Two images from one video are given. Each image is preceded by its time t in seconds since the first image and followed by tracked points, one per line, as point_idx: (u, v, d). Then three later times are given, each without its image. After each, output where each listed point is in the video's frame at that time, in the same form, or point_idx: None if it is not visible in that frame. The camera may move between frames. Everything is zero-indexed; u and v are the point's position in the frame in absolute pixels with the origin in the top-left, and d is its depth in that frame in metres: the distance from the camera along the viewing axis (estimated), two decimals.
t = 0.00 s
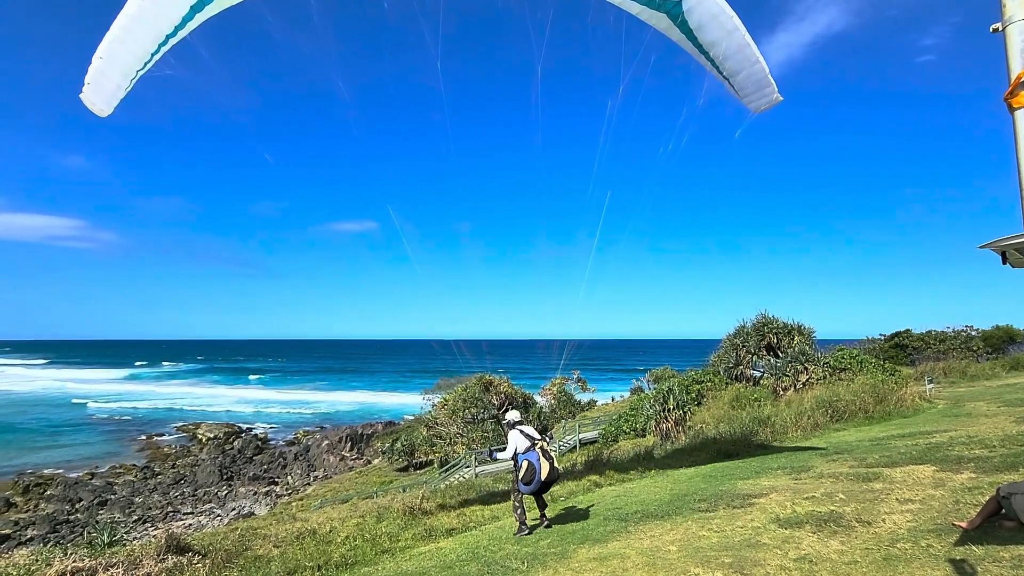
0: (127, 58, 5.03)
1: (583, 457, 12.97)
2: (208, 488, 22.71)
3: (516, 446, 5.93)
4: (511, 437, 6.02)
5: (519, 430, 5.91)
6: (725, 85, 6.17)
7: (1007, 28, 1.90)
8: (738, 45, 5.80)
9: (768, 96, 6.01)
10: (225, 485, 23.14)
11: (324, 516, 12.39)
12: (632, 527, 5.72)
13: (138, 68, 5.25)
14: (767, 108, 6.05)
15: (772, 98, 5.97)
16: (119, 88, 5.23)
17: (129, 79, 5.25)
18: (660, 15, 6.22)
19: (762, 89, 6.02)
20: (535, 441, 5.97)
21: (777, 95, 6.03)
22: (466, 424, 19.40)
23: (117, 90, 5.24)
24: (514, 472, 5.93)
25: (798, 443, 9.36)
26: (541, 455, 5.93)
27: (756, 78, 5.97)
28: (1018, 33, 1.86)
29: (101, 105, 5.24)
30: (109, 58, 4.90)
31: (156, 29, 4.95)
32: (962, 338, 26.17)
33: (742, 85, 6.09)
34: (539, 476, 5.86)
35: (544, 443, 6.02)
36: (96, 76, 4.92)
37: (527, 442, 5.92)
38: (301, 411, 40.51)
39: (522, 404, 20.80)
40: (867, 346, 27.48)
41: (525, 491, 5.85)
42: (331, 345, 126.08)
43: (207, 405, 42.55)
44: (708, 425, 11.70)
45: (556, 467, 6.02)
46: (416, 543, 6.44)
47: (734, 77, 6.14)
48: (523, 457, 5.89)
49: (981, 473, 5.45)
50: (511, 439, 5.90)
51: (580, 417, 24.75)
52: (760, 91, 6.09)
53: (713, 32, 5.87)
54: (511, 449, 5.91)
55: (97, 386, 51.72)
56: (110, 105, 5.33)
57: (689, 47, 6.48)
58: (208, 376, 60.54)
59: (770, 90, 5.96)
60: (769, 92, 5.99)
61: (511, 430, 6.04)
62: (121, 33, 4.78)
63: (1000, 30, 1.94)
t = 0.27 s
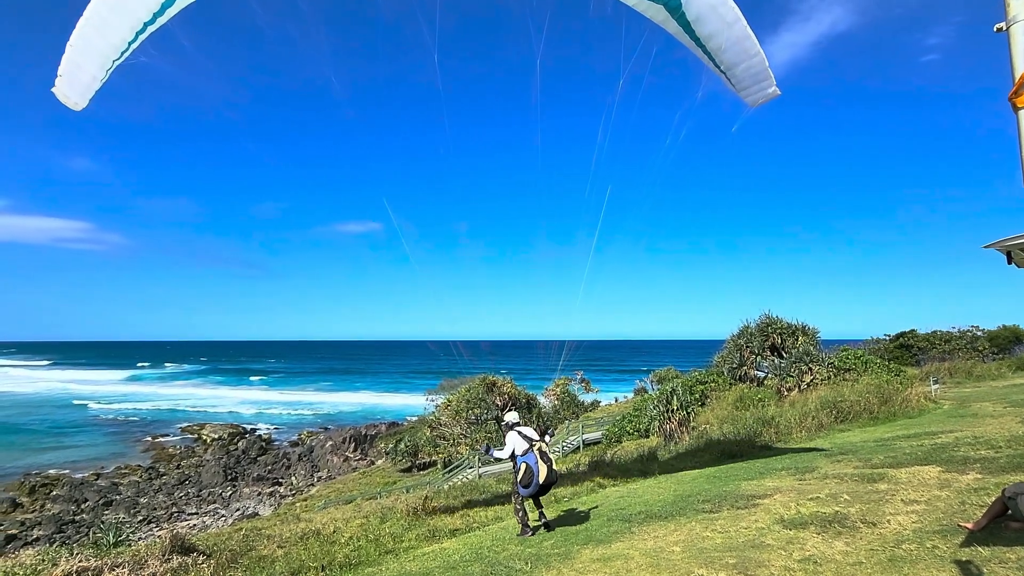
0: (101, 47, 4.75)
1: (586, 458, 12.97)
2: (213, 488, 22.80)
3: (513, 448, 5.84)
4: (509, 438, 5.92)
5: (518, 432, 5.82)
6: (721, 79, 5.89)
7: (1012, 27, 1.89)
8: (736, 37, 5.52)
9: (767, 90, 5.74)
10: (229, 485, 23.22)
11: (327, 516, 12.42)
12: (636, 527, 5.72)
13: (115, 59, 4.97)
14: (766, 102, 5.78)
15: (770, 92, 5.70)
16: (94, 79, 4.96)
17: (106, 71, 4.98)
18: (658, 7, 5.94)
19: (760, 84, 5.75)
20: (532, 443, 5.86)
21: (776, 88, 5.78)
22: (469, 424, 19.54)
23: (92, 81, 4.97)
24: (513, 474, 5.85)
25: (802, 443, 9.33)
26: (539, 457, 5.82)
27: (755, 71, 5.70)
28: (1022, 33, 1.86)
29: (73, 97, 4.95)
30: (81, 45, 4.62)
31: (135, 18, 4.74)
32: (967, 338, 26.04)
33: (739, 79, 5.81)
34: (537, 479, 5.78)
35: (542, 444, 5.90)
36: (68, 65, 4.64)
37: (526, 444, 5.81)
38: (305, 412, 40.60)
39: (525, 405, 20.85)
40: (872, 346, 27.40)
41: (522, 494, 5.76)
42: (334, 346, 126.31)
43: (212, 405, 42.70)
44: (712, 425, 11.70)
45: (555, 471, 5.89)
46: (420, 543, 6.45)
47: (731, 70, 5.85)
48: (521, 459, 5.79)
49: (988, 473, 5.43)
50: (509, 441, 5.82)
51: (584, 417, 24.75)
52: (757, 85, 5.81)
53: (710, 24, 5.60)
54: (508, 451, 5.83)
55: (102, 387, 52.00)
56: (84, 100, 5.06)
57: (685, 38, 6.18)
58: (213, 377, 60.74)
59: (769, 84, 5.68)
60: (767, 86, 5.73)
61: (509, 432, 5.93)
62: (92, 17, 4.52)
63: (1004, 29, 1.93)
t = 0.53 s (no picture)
0: (84, 36, 4.78)
1: (590, 459, 12.95)
2: (218, 489, 22.88)
3: (515, 449, 5.68)
4: (510, 438, 5.75)
5: (520, 433, 5.66)
6: (714, 77, 5.83)
7: (1016, 26, 1.88)
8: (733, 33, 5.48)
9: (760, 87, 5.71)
10: (235, 486, 23.30)
11: (332, 516, 12.43)
12: (640, 528, 5.71)
13: (98, 50, 4.99)
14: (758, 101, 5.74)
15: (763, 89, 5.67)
16: (77, 69, 4.94)
17: (88, 60, 4.96)
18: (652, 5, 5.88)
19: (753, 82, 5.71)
20: (535, 443, 5.72)
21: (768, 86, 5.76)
22: (473, 425, 19.50)
23: (74, 72, 4.96)
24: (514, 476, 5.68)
25: (807, 444, 9.29)
26: (542, 457, 5.69)
27: (749, 69, 5.67)
28: None
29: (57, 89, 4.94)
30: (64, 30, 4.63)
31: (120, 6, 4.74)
32: (974, 338, 25.86)
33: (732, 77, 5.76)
34: (540, 479, 5.66)
35: (544, 444, 5.77)
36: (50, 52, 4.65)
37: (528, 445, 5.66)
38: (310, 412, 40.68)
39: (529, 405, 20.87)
40: (878, 346, 27.27)
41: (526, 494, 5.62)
42: (338, 346, 126.58)
43: (217, 406, 42.84)
44: (717, 426, 11.67)
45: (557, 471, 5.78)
46: (424, 544, 6.45)
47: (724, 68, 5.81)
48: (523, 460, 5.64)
49: (995, 474, 5.39)
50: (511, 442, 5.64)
51: (588, 418, 24.70)
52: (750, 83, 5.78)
53: (706, 20, 5.54)
54: (510, 451, 5.67)
55: (108, 388, 52.28)
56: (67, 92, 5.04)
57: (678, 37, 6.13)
58: (217, 378, 60.92)
59: (762, 81, 5.67)
60: (761, 84, 5.71)
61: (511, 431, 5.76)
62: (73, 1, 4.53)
63: (1008, 27, 1.92)
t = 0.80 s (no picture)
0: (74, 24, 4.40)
1: (596, 460, 12.92)
2: (225, 489, 22.98)
3: (515, 449, 5.64)
4: (510, 440, 5.71)
5: (519, 434, 5.61)
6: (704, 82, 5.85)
7: None
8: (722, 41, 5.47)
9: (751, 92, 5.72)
10: (242, 486, 23.38)
11: (339, 517, 12.46)
12: (647, 530, 5.70)
13: (86, 36, 4.59)
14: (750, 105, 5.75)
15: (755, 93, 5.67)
16: (62, 55, 4.53)
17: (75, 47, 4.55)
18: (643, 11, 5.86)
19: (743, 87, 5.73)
20: (536, 445, 5.66)
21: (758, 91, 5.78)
22: (479, 426, 19.46)
23: (60, 58, 4.54)
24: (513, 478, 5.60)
25: (814, 446, 9.24)
26: (542, 459, 5.65)
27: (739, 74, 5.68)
28: None
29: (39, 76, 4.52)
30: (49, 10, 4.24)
31: None
32: (984, 339, 25.65)
33: (722, 82, 5.75)
34: (538, 481, 5.57)
35: (545, 447, 5.71)
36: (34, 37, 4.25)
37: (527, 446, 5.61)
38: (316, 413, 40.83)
39: (534, 406, 20.85)
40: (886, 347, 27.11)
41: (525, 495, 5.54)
42: (344, 348, 127.05)
43: (224, 407, 43.06)
44: (723, 427, 11.63)
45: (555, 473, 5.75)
46: (430, 545, 6.45)
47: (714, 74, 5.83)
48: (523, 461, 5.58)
49: (1007, 477, 5.34)
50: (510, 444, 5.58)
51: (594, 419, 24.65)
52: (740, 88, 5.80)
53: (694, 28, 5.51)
54: (509, 452, 5.63)
55: (117, 389, 52.66)
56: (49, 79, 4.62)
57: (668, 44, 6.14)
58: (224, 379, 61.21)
59: (752, 87, 5.69)
60: (750, 89, 5.73)
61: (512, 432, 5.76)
62: None
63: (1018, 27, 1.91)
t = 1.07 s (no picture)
0: (64, 12, 4.46)
1: (604, 462, 12.88)
2: (234, 490, 23.09)
3: (507, 455, 5.45)
4: (504, 444, 5.53)
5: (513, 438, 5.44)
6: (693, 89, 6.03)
7: None
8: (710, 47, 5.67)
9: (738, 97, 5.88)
10: (250, 487, 23.50)
11: (347, 519, 12.49)
12: (655, 532, 5.67)
13: (75, 25, 4.68)
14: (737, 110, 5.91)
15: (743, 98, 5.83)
16: (51, 42, 4.61)
17: (63, 35, 4.64)
18: (632, 19, 5.98)
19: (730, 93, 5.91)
20: (528, 450, 5.45)
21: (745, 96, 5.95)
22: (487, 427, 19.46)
23: (49, 45, 4.61)
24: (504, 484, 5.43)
25: (824, 448, 9.17)
26: (534, 465, 5.44)
27: (725, 80, 5.87)
28: None
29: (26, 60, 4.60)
30: None
31: None
32: (997, 340, 25.36)
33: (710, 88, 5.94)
34: (530, 489, 5.38)
35: (537, 452, 5.50)
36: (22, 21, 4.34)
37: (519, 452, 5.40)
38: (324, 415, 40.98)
39: (541, 408, 20.85)
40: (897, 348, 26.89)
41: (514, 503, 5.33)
42: (352, 349, 127.49)
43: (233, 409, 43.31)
44: (731, 429, 11.58)
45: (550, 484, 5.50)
46: (438, 547, 6.45)
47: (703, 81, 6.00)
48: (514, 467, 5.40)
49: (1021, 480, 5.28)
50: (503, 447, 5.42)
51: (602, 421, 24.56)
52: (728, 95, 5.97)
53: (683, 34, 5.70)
54: (501, 458, 5.44)
55: (128, 390, 53.07)
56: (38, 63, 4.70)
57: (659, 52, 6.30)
58: (233, 380, 61.51)
59: (740, 92, 5.87)
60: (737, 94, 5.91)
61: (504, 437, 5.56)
62: None
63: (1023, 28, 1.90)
